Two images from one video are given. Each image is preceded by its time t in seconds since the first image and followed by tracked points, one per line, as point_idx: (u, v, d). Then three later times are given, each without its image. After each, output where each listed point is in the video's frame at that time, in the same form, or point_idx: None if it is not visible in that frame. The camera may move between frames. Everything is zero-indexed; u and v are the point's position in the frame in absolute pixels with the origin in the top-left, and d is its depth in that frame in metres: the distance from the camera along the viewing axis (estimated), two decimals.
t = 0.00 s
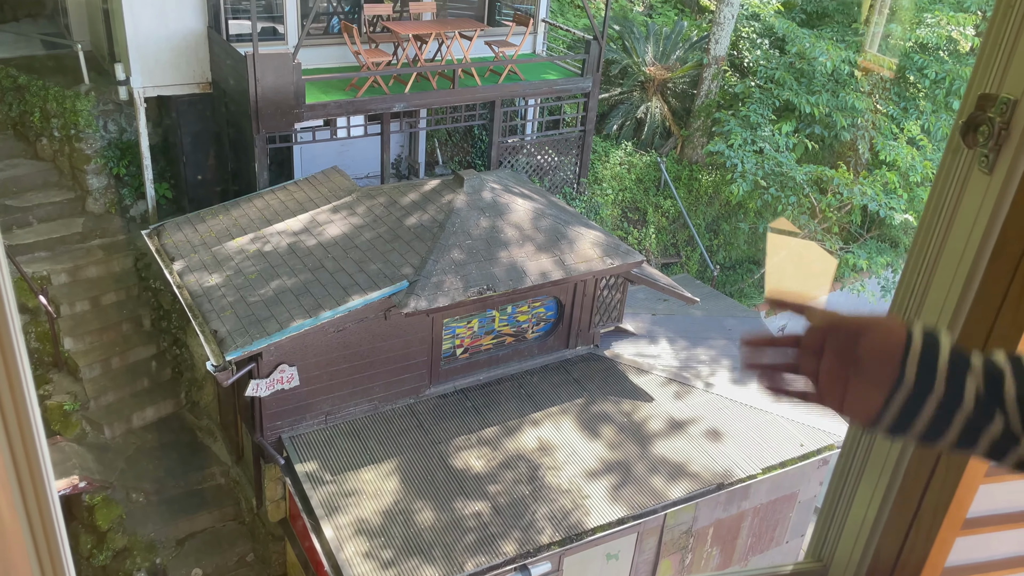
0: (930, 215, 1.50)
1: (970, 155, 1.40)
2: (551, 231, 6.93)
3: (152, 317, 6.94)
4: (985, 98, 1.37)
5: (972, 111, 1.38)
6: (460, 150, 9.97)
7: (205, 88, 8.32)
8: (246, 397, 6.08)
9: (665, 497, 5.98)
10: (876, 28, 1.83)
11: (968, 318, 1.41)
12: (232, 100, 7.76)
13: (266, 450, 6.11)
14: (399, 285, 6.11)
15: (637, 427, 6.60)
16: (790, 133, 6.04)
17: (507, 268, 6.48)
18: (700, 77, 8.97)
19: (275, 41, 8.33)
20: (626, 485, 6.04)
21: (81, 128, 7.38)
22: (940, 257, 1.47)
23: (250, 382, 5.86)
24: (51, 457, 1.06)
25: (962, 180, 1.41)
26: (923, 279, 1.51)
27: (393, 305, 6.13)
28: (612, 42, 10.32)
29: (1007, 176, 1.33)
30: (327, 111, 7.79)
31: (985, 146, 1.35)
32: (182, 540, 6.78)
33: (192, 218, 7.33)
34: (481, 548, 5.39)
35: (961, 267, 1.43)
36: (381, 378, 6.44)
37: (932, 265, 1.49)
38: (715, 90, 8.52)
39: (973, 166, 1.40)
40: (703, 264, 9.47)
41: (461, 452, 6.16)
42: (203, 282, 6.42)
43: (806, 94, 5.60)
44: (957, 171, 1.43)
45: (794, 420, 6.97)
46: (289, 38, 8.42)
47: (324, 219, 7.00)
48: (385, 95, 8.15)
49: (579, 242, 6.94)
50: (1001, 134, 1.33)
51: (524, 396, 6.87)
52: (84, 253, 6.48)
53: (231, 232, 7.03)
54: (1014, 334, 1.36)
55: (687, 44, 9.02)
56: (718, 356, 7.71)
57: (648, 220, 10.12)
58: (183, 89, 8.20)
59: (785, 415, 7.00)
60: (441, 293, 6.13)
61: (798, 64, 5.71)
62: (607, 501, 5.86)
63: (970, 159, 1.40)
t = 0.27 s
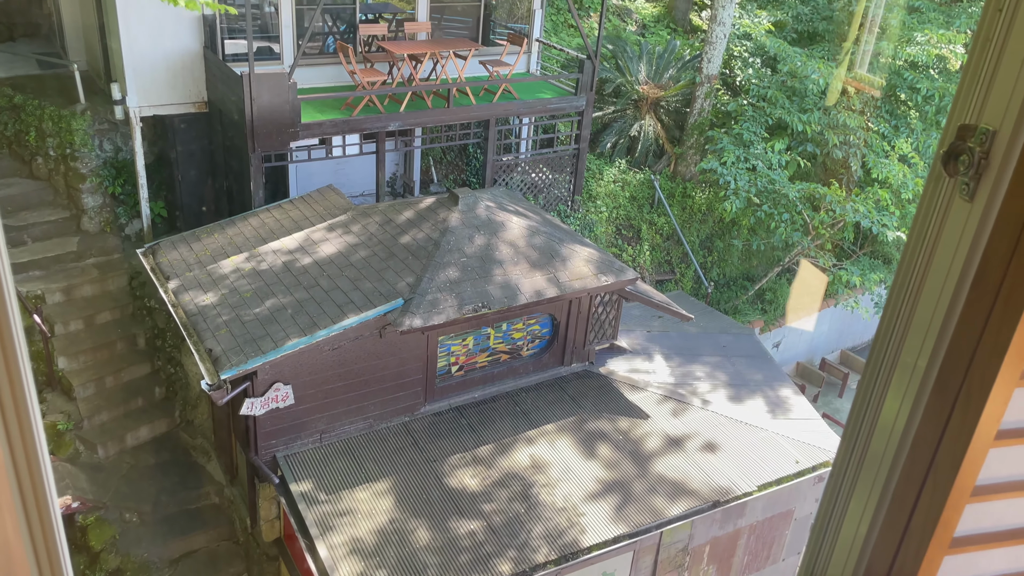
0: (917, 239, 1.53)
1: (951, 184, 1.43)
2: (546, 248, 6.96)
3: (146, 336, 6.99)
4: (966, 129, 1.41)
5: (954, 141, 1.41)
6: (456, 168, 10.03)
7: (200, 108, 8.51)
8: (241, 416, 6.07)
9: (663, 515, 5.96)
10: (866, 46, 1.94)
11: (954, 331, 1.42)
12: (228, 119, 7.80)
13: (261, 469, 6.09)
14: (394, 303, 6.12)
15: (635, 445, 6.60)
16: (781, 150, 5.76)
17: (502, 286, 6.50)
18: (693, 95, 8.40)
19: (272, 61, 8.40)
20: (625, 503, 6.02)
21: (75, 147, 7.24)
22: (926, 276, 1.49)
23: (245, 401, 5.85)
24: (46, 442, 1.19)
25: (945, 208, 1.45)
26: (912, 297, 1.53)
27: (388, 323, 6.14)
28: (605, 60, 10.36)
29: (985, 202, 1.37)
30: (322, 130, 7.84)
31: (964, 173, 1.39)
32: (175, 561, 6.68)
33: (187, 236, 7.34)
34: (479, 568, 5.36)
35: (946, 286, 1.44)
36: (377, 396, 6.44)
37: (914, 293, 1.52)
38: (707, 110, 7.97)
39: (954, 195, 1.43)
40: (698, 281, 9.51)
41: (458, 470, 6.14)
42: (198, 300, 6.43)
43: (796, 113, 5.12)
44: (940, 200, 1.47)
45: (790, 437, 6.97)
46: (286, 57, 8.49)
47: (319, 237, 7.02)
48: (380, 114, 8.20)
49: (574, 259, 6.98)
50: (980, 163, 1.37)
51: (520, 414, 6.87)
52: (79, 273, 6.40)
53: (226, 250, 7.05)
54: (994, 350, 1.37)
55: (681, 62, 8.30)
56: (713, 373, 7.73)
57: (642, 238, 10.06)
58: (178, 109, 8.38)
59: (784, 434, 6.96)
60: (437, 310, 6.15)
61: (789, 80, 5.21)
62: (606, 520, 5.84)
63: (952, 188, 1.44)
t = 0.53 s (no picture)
0: (898, 271, 1.41)
1: (929, 223, 1.33)
2: (537, 272, 6.99)
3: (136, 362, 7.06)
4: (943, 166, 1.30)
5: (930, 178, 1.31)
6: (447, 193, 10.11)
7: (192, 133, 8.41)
8: (232, 443, 6.04)
9: (662, 539, 5.94)
10: (852, 72, 1.87)
11: (936, 364, 1.32)
12: (221, 145, 7.83)
13: (252, 497, 6.04)
14: (386, 327, 6.12)
15: (632, 469, 6.59)
16: (771, 174, 5.85)
17: (494, 309, 6.53)
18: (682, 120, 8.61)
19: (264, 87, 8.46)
20: (625, 528, 6.00)
21: (70, 175, 7.45)
22: (907, 309, 1.38)
23: (236, 428, 5.81)
24: (46, 454, 1.08)
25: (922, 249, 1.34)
26: (893, 330, 1.42)
27: (380, 348, 6.14)
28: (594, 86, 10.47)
29: (962, 239, 1.26)
30: (314, 155, 7.88)
31: (940, 214, 1.28)
32: None
33: (178, 262, 7.34)
34: None
35: (926, 320, 1.33)
36: (368, 422, 6.43)
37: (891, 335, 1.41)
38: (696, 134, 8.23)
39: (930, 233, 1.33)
40: (688, 303, 9.59)
41: (453, 496, 6.11)
42: (189, 326, 6.42)
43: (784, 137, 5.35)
44: (918, 238, 1.36)
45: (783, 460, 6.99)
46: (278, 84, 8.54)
47: (311, 262, 7.03)
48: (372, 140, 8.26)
49: (565, 283, 7.01)
50: (955, 203, 1.26)
51: (513, 438, 6.86)
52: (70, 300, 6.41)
53: (218, 275, 7.05)
54: (977, 383, 1.27)
55: (670, 88, 8.49)
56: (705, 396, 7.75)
57: (633, 261, 9.99)
58: (169, 135, 8.30)
59: (774, 455, 6.99)
60: (430, 335, 6.16)
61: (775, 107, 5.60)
62: (603, 544, 5.82)
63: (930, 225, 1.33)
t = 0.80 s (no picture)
0: (874, 307, 1.42)
1: (901, 263, 1.35)
2: (525, 299, 7.02)
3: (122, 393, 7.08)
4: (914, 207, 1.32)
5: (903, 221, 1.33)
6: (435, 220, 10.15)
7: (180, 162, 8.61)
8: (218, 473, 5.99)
9: (655, 564, 5.89)
10: (833, 99, 1.91)
11: (912, 398, 1.32)
12: (209, 175, 7.85)
13: (238, 527, 5.96)
14: (374, 355, 6.11)
15: (625, 494, 6.56)
16: (756, 200, 5.76)
17: (483, 336, 6.55)
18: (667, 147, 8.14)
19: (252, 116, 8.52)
20: (618, 552, 5.95)
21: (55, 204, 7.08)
22: (883, 344, 1.39)
23: (222, 458, 5.76)
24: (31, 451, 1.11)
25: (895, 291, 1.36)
26: (871, 362, 1.42)
27: (367, 375, 6.12)
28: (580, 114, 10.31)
29: (933, 279, 1.28)
30: (302, 183, 7.91)
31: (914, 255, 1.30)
32: None
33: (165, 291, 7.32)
34: None
35: (900, 356, 1.34)
36: (356, 451, 6.40)
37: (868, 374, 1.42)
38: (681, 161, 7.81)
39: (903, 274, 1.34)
40: (676, 328, 9.65)
41: (443, 524, 6.06)
42: (176, 355, 6.40)
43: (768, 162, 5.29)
44: (891, 278, 1.38)
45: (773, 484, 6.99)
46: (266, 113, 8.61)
47: (300, 290, 7.03)
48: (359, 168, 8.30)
49: (552, 309, 7.04)
50: (927, 243, 1.28)
51: (502, 466, 6.83)
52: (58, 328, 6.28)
53: (205, 304, 7.04)
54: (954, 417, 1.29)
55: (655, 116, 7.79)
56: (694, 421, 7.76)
57: (621, 286, 9.73)
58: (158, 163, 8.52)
59: (763, 480, 6.99)
60: (419, 362, 6.16)
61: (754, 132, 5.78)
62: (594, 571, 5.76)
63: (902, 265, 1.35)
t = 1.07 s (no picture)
0: (843, 340, 1.45)
1: (867, 302, 1.37)
2: (509, 328, 7.04)
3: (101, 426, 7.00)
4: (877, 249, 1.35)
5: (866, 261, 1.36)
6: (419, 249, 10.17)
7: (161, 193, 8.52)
8: (199, 507, 5.91)
9: None
10: (809, 128, 1.95)
11: (881, 435, 1.35)
12: (190, 206, 7.84)
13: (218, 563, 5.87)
14: (356, 387, 6.06)
15: (609, 522, 6.51)
16: (735, 228, 5.72)
17: (467, 364, 6.56)
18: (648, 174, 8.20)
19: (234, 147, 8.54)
20: None
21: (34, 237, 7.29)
22: (853, 378, 1.41)
23: (202, 492, 5.70)
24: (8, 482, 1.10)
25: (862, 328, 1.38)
26: (842, 395, 1.44)
27: (350, 407, 6.07)
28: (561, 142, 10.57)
29: (898, 319, 1.30)
30: (285, 215, 7.93)
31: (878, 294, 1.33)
32: None
33: (146, 323, 7.27)
34: None
35: (869, 393, 1.36)
36: (339, 483, 6.35)
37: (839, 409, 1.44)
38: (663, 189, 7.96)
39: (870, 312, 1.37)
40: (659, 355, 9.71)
41: (426, 554, 5.96)
42: (156, 388, 6.34)
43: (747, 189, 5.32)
44: (857, 316, 1.41)
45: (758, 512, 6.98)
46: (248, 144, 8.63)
47: (282, 320, 6.99)
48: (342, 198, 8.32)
49: (536, 338, 7.07)
50: (891, 284, 1.31)
51: (486, 496, 6.79)
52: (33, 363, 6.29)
53: (186, 336, 7.00)
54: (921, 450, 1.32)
55: (635, 144, 7.86)
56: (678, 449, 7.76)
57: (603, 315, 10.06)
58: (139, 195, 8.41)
59: (747, 508, 6.99)
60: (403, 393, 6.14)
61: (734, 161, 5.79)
62: None
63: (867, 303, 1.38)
